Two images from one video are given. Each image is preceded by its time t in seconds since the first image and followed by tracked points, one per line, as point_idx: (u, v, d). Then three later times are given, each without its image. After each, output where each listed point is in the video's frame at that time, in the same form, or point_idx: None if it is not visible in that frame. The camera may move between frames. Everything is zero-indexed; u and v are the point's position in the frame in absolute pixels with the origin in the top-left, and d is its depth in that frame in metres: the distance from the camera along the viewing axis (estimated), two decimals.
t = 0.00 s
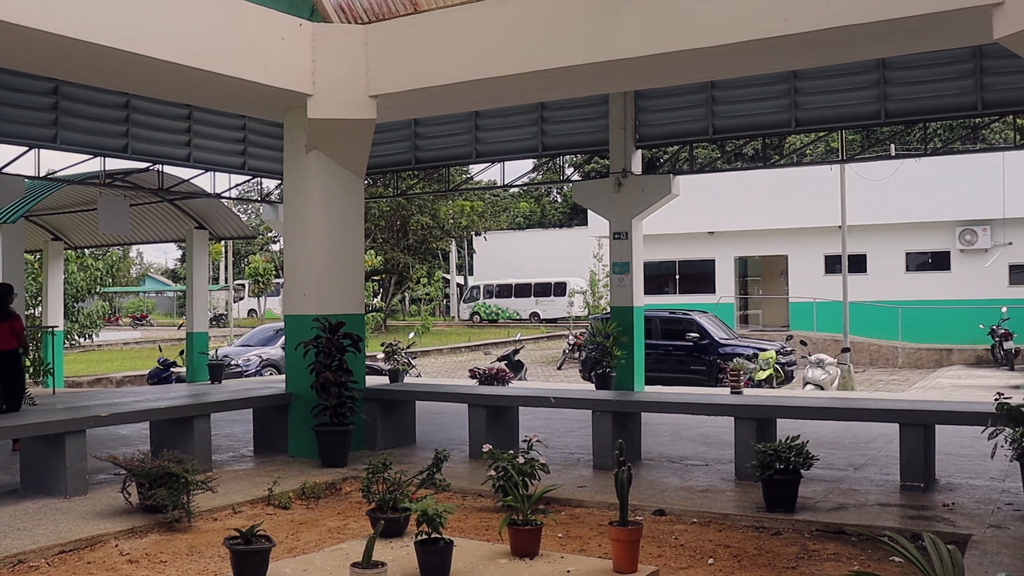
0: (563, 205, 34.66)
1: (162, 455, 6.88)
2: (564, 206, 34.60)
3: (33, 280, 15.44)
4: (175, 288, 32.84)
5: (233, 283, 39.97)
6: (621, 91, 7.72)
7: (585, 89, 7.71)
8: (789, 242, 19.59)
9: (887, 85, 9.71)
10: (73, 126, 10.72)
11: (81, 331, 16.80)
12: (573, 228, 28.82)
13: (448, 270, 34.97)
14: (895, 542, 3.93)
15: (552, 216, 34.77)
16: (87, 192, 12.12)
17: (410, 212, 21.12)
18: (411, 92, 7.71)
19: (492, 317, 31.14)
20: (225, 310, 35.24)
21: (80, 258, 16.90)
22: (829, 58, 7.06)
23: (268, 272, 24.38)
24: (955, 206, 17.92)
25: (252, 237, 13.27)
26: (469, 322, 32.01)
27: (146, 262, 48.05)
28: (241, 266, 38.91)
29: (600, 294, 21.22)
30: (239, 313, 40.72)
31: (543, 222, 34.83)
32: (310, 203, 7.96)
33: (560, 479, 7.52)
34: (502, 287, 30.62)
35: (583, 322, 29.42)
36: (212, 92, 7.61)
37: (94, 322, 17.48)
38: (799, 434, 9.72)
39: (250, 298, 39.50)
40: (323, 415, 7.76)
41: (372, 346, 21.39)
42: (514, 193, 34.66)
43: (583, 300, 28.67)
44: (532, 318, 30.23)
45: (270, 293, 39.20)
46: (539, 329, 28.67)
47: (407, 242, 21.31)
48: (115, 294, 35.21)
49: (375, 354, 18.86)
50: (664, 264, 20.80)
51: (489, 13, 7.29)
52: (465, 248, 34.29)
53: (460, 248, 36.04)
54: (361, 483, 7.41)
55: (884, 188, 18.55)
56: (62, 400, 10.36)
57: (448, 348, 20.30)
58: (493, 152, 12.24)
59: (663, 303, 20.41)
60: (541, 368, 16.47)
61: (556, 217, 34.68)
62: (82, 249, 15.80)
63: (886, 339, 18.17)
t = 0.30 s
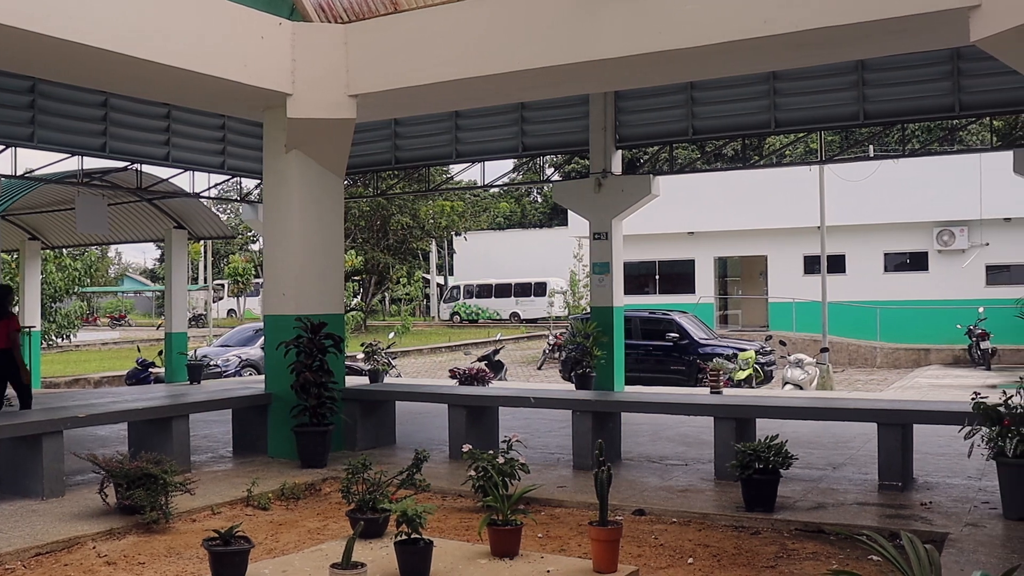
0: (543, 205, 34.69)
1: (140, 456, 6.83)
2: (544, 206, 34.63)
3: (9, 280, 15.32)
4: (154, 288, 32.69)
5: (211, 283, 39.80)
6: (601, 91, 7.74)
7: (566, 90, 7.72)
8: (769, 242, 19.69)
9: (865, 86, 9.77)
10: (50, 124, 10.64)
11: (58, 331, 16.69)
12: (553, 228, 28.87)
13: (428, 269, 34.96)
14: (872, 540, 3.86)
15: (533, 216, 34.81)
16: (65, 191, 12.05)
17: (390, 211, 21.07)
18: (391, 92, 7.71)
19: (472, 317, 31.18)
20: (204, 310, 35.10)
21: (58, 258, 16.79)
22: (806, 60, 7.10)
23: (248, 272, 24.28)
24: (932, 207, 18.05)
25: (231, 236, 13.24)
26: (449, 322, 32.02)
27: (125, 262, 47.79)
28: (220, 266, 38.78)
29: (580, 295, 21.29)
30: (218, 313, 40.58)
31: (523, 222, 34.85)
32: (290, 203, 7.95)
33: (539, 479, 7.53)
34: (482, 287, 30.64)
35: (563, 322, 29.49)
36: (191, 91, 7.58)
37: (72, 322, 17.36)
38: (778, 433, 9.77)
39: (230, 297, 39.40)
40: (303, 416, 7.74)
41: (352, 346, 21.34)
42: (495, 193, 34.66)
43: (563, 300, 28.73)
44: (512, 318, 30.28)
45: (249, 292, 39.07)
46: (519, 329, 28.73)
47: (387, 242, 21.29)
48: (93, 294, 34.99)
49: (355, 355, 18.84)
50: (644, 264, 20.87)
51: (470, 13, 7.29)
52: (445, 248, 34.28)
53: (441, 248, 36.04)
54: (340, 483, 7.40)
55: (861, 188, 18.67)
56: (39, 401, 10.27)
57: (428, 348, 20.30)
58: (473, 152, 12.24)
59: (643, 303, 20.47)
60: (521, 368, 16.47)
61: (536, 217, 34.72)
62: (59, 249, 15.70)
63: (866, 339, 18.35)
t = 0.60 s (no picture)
0: (524, 205, 34.72)
1: (118, 457, 6.77)
2: (524, 206, 34.65)
3: None
4: (132, 287, 32.52)
5: (191, 283, 39.62)
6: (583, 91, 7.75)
7: (547, 90, 7.73)
8: (748, 243, 19.76)
9: (844, 87, 9.84)
10: (28, 123, 10.57)
11: (36, 331, 16.57)
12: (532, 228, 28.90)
13: (409, 270, 34.92)
14: (851, 540, 3.84)
15: (513, 216, 34.83)
16: (42, 190, 11.99)
17: (370, 211, 21.04)
18: (371, 92, 7.70)
19: (453, 317, 31.20)
20: (182, 310, 34.95)
21: (35, 258, 16.67)
22: (785, 61, 7.13)
23: (227, 272, 24.20)
24: (909, 207, 18.15)
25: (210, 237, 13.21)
26: (429, 322, 32.00)
27: (103, 262, 47.52)
28: (199, 266, 38.64)
29: (560, 294, 21.56)
30: (197, 313, 40.44)
31: (503, 222, 34.85)
32: (270, 203, 7.93)
33: (519, 479, 7.53)
34: (462, 287, 30.65)
35: (544, 322, 29.54)
36: (170, 90, 7.54)
37: (50, 323, 17.24)
38: (758, 433, 9.81)
39: (209, 298, 39.32)
40: (282, 416, 7.73)
41: (332, 346, 21.29)
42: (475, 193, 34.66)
43: (544, 300, 28.78)
44: (493, 318, 30.31)
45: (229, 293, 38.93)
46: (499, 329, 28.75)
47: (367, 242, 21.28)
48: (71, 294, 34.78)
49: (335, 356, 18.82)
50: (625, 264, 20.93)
51: (451, 13, 7.28)
52: (425, 248, 34.27)
53: (421, 249, 36.03)
54: (320, 484, 7.39)
55: (839, 189, 18.77)
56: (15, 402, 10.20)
57: (408, 348, 20.28)
58: (454, 152, 12.25)
59: (622, 303, 20.53)
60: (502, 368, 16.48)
61: (516, 217, 34.74)
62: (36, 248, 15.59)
63: (845, 339, 18.56)
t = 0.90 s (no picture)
0: (504, 205, 34.72)
1: (95, 458, 6.71)
2: (505, 206, 34.65)
3: None
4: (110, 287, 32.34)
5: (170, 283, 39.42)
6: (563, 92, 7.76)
7: (528, 90, 7.74)
8: (728, 243, 19.82)
9: (823, 88, 9.93)
10: (5, 121, 10.49)
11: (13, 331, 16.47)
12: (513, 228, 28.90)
13: (389, 270, 34.87)
14: (828, 538, 3.84)
15: (493, 216, 34.82)
16: (19, 189, 11.94)
17: (350, 211, 21.00)
18: (351, 92, 7.69)
19: (433, 317, 31.19)
20: (161, 310, 34.81)
21: (12, 258, 16.56)
22: (764, 62, 7.17)
23: (207, 272, 24.14)
24: (889, 207, 18.26)
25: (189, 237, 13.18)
26: (409, 322, 31.96)
27: (81, 262, 47.26)
28: (178, 266, 38.50)
29: (540, 295, 21.53)
30: (177, 313, 40.27)
31: (484, 222, 34.84)
32: (249, 202, 7.91)
33: (499, 479, 7.54)
34: (443, 287, 30.64)
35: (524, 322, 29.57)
36: (148, 89, 7.51)
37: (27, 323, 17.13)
38: (736, 433, 9.86)
39: (188, 297, 39.20)
40: (261, 417, 7.72)
41: (312, 346, 21.25)
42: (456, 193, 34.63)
43: (524, 300, 28.80)
44: (473, 318, 30.33)
45: (208, 293, 38.78)
46: (479, 329, 28.75)
47: (346, 242, 21.26)
48: (49, 294, 34.57)
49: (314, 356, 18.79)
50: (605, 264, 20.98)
51: (431, 13, 7.28)
52: (406, 248, 34.24)
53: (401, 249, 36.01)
54: (299, 485, 7.37)
55: (818, 189, 18.86)
56: None
57: (388, 348, 20.26)
58: (434, 152, 12.25)
59: (602, 303, 20.59)
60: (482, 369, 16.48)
61: (497, 217, 34.75)
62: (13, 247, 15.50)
63: (823, 339, 18.61)
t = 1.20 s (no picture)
0: (485, 206, 34.71)
1: (73, 459, 6.66)
2: (485, 206, 34.65)
3: None
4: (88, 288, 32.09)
5: (148, 283, 39.18)
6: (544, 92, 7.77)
7: (509, 90, 7.74)
8: (707, 243, 19.86)
9: (802, 89, 9.99)
10: None
11: None
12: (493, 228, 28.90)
13: (369, 270, 34.79)
14: (806, 537, 3.85)
15: (474, 216, 34.79)
16: None
17: (330, 211, 20.94)
18: (331, 91, 7.68)
19: (413, 317, 31.09)
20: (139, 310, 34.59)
21: None
22: (744, 64, 7.20)
23: (186, 272, 24.07)
24: (868, 208, 18.37)
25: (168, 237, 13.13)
26: (389, 322, 31.89)
27: (58, 262, 46.93)
28: (157, 266, 38.30)
29: (520, 295, 21.56)
30: (155, 314, 40.06)
31: (464, 222, 34.82)
32: (228, 202, 7.88)
33: (479, 479, 7.55)
34: (422, 287, 30.61)
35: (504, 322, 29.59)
36: (127, 88, 7.47)
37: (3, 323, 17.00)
38: (716, 433, 9.91)
39: (166, 298, 39.01)
40: (240, 417, 7.70)
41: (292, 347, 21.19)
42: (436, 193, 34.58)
43: (504, 300, 28.82)
44: (453, 318, 30.33)
45: (188, 293, 38.58)
46: (459, 329, 28.73)
47: (326, 242, 21.21)
48: (25, 294, 34.23)
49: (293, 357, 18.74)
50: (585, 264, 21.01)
51: (411, 12, 7.27)
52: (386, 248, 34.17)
53: (381, 249, 35.96)
54: (278, 486, 7.36)
55: (797, 190, 18.96)
56: None
57: (368, 349, 20.22)
58: (413, 152, 12.25)
59: (582, 303, 20.62)
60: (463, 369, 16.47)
61: (477, 217, 34.75)
62: None
63: (801, 339, 18.69)
